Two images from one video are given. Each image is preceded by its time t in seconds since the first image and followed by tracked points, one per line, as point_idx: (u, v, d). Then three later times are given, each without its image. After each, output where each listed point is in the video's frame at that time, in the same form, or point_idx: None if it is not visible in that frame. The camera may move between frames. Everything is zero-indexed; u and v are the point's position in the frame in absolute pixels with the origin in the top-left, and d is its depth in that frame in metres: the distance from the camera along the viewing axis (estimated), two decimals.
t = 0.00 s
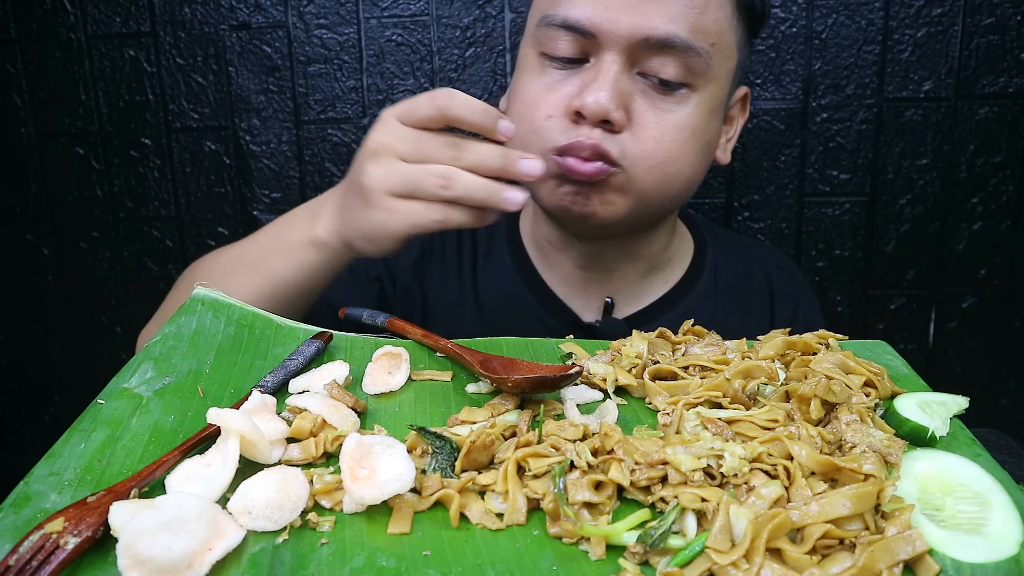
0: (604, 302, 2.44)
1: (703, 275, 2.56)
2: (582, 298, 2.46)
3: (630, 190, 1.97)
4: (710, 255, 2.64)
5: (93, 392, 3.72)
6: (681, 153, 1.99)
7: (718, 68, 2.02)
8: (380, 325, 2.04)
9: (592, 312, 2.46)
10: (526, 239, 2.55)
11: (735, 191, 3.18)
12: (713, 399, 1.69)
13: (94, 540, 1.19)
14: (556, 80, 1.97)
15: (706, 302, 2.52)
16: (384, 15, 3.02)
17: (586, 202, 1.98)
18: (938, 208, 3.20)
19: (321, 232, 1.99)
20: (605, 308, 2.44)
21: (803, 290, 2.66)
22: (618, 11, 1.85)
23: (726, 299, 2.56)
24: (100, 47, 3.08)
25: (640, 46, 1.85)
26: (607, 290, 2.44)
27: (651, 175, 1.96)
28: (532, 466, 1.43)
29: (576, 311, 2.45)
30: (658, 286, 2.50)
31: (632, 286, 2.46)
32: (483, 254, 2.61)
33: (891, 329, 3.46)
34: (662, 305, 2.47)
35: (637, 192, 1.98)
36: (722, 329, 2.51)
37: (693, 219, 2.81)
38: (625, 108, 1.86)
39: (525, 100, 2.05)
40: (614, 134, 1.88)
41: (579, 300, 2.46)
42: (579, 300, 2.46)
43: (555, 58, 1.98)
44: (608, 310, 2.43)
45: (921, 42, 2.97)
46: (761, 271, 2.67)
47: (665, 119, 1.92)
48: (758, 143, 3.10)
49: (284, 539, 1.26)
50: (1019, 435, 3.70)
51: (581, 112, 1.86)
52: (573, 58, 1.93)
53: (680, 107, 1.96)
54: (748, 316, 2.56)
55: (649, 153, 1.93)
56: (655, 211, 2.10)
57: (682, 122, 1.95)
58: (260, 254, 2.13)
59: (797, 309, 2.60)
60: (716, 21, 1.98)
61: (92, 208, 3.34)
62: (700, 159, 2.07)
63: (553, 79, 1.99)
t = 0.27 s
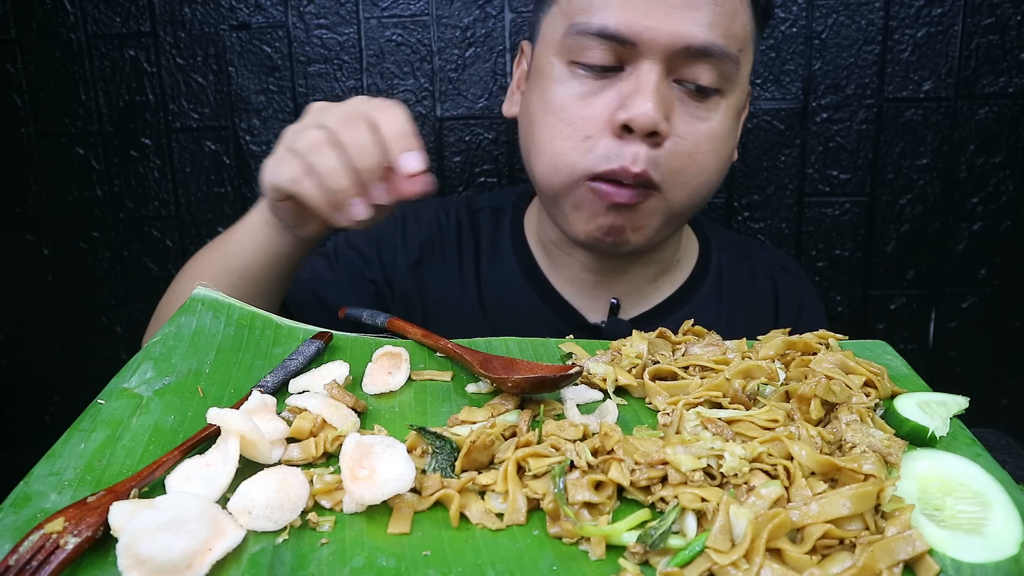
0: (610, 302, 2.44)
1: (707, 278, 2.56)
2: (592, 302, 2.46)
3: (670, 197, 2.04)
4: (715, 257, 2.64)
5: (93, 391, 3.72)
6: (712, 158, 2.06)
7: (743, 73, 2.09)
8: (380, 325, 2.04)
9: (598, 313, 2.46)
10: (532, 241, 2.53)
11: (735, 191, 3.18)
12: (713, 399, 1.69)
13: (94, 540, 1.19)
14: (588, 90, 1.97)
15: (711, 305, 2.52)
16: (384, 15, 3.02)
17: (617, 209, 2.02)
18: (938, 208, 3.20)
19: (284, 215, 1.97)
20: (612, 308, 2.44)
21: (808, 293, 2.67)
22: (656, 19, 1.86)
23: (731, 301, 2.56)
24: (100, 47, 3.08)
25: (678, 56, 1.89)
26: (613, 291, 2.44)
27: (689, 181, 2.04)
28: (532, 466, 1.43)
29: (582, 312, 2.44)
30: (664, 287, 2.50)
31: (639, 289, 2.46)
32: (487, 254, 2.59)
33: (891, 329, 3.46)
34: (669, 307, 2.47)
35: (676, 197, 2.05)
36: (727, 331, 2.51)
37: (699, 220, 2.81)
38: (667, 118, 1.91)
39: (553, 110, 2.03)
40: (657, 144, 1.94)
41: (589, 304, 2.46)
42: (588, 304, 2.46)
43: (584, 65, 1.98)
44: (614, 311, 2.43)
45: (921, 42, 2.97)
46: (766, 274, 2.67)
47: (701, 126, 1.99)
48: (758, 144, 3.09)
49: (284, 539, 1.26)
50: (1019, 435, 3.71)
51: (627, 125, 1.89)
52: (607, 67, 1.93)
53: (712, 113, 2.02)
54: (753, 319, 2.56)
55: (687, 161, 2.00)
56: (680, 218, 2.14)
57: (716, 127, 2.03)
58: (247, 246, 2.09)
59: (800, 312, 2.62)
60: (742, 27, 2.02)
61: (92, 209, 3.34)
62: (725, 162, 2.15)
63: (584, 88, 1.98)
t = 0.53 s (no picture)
0: (613, 306, 2.45)
1: (711, 281, 2.56)
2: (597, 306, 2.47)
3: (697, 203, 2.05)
4: (718, 260, 2.64)
5: (93, 391, 3.72)
6: (733, 163, 2.08)
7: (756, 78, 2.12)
8: (380, 325, 2.04)
9: (600, 317, 2.47)
10: (535, 247, 2.53)
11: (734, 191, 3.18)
12: (713, 399, 1.69)
13: (94, 540, 1.19)
14: (613, 98, 1.95)
15: (715, 308, 2.52)
16: (384, 15, 3.03)
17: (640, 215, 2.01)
18: (938, 208, 3.20)
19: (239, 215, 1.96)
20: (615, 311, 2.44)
21: (812, 294, 2.67)
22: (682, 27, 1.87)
23: (734, 303, 2.56)
24: (100, 47, 3.08)
25: (702, 63, 1.90)
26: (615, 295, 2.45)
27: (715, 187, 2.07)
28: (532, 466, 1.43)
29: (586, 318, 2.45)
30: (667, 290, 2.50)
31: (641, 293, 2.46)
32: (488, 255, 2.57)
33: (891, 329, 3.46)
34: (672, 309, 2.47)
35: (705, 201, 2.06)
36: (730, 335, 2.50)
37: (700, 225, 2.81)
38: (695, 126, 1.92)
39: (576, 119, 2.00)
40: (686, 152, 1.94)
41: (594, 309, 2.47)
42: (593, 309, 2.48)
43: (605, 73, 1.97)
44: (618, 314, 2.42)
45: (921, 42, 2.97)
46: (769, 276, 2.66)
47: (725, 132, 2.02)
48: (758, 144, 3.10)
49: (284, 539, 1.26)
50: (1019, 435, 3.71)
51: (658, 135, 1.89)
52: (633, 76, 1.93)
53: (732, 119, 2.04)
54: (756, 321, 2.56)
55: (712, 167, 2.02)
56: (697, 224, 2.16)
57: (737, 133, 2.06)
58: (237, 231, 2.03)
59: (807, 314, 2.61)
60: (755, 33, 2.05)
61: (92, 209, 3.34)
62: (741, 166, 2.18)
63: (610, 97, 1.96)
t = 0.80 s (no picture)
0: (614, 300, 2.45)
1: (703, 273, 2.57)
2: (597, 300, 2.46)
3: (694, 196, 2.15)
4: (707, 252, 2.62)
5: (93, 391, 3.72)
6: (726, 156, 2.15)
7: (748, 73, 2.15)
8: (380, 325, 2.05)
9: (601, 310, 2.47)
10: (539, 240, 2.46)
11: (735, 192, 3.17)
12: (713, 399, 1.69)
13: (94, 540, 1.19)
14: (614, 97, 1.99)
15: (708, 300, 2.55)
16: (384, 15, 3.03)
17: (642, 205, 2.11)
18: (939, 208, 3.20)
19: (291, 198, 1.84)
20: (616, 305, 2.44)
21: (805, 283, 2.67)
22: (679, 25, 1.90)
23: (727, 296, 2.59)
24: (100, 47, 3.08)
25: (700, 62, 1.94)
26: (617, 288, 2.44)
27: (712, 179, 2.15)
28: (532, 466, 1.43)
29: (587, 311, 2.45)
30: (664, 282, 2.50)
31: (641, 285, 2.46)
32: (495, 246, 2.50)
33: (891, 329, 3.46)
34: (665, 306, 2.48)
35: (703, 192, 2.17)
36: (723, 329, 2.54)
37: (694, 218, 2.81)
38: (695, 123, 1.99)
39: (577, 118, 2.05)
40: (686, 148, 2.02)
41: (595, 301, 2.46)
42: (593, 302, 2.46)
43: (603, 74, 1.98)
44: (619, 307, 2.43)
45: (921, 42, 2.97)
46: (761, 268, 2.65)
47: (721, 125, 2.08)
48: (758, 144, 3.07)
49: (284, 539, 1.26)
50: (1019, 435, 3.70)
51: (659, 134, 1.97)
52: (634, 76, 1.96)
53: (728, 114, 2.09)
54: (748, 313, 2.60)
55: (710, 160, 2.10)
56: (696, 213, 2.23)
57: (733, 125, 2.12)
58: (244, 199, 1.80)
59: (796, 306, 2.64)
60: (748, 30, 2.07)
61: (92, 208, 3.34)
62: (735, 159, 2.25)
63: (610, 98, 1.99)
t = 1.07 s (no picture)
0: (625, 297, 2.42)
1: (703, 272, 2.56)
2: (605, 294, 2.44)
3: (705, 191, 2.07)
4: (707, 250, 2.67)
5: (94, 391, 3.72)
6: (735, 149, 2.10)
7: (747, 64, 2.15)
8: (380, 326, 2.04)
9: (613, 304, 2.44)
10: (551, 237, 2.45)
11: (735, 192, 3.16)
12: (713, 399, 1.69)
13: (94, 540, 1.19)
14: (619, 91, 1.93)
15: (709, 297, 2.51)
16: (384, 15, 3.03)
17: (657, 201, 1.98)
18: (938, 209, 3.20)
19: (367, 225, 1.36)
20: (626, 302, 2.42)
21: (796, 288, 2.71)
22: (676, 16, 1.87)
23: (728, 292, 2.56)
24: (100, 47, 3.08)
25: (699, 52, 1.91)
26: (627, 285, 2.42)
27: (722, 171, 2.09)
28: (532, 466, 1.43)
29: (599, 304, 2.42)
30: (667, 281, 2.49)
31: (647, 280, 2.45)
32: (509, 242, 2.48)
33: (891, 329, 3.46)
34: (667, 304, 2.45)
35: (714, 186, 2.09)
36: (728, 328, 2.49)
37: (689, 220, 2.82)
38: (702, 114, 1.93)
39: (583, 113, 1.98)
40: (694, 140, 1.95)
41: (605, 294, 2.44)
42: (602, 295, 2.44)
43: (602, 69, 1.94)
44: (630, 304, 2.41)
45: (921, 42, 2.97)
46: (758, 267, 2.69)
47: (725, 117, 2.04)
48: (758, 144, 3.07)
49: (284, 539, 1.26)
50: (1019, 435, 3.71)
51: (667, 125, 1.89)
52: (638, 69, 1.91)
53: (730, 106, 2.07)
54: (750, 311, 2.55)
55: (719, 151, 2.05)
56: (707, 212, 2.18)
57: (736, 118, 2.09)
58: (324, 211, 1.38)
59: (790, 305, 2.64)
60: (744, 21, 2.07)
61: (92, 208, 3.34)
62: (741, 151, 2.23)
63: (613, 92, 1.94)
